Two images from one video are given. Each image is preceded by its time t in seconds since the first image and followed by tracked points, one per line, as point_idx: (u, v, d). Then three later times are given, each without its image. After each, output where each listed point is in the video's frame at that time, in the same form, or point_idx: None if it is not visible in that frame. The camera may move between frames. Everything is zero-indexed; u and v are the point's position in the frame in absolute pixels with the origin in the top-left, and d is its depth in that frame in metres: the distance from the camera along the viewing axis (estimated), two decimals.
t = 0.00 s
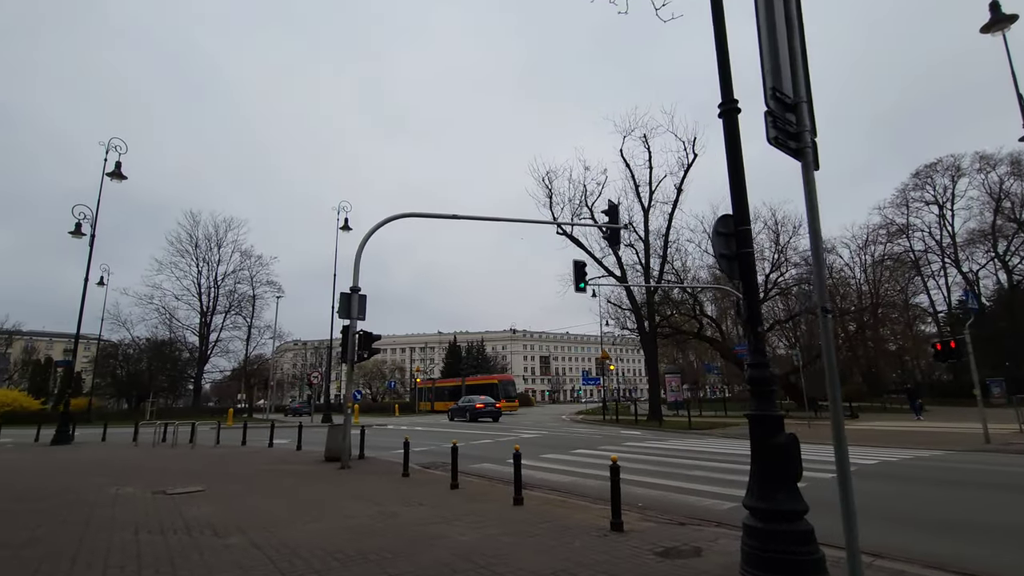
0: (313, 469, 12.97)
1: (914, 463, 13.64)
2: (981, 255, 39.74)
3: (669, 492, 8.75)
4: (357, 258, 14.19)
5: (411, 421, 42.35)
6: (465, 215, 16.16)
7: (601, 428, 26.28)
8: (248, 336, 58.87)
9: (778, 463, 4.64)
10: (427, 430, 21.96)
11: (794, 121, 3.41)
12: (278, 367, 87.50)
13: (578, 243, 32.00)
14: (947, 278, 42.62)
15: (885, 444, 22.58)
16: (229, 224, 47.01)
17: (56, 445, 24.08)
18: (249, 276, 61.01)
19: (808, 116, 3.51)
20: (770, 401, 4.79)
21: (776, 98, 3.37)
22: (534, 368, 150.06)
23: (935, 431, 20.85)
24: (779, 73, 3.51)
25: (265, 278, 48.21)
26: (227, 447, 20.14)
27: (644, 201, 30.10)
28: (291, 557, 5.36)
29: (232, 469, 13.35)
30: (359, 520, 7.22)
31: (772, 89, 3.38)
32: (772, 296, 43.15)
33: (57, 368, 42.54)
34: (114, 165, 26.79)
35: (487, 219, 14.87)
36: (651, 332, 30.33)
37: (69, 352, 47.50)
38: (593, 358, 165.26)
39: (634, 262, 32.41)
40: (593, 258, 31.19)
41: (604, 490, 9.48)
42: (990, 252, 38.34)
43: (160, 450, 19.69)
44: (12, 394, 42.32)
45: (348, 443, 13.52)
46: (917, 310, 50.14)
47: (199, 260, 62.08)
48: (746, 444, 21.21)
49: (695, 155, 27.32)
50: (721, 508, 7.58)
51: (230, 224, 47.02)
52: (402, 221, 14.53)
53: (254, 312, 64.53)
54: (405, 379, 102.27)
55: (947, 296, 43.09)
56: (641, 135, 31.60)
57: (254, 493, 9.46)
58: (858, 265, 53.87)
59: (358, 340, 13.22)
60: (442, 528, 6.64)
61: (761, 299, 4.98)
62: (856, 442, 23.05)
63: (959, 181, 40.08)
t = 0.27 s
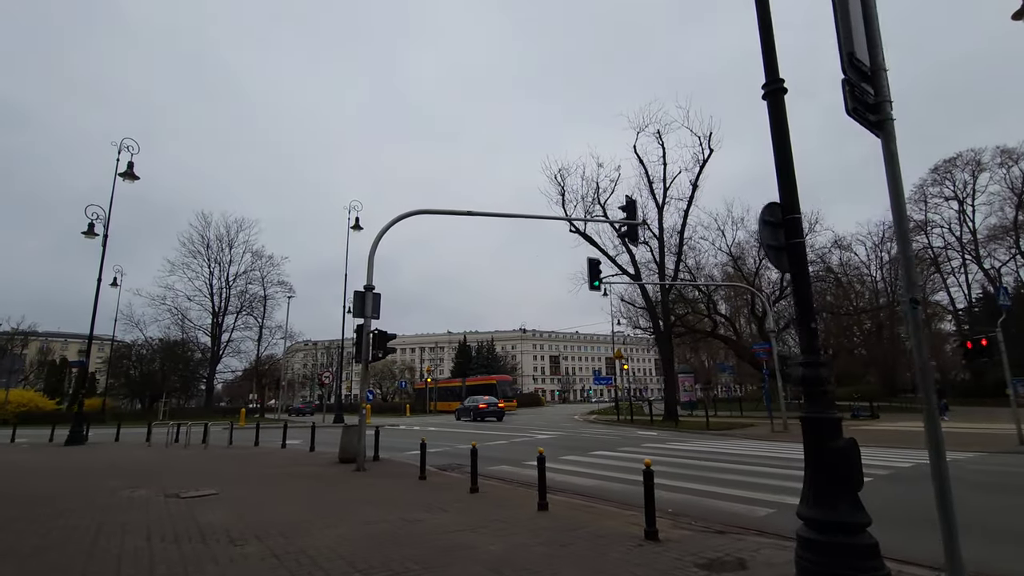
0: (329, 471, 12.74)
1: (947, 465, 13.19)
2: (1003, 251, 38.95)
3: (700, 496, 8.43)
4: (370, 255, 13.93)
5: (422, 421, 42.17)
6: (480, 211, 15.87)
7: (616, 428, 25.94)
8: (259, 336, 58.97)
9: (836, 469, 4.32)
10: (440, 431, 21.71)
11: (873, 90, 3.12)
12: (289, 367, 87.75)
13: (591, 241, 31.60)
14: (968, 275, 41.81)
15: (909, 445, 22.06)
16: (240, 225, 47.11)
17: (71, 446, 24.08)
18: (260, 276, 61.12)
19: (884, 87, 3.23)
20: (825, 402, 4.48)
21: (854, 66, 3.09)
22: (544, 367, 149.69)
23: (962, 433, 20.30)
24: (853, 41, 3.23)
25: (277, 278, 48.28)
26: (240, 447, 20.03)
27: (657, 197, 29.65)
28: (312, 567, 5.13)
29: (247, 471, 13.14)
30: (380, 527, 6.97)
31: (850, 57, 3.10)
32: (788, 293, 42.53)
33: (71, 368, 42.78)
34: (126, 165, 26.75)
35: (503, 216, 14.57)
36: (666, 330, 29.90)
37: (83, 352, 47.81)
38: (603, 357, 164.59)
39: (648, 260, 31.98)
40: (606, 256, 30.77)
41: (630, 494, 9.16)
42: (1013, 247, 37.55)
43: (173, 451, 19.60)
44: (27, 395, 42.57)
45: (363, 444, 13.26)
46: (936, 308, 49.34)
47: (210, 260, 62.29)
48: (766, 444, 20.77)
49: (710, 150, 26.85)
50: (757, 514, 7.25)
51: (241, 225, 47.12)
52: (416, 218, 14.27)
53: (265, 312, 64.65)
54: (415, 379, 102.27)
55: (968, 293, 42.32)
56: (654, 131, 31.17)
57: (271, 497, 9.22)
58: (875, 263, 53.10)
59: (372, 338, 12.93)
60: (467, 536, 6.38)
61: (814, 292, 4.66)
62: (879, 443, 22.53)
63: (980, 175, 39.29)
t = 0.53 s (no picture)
0: (339, 469, 12.43)
1: (974, 463, 12.81)
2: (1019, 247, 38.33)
3: (728, 496, 8.09)
4: (380, 249, 13.60)
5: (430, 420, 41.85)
6: (491, 204, 15.53)
7: (628, 428, 25.56)
8: (265, 335, 58.89)
9: (898, 468, 3.98)
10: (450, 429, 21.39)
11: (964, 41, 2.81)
12: (296, 367, 87.70)
13: (601, 237, 31.20)
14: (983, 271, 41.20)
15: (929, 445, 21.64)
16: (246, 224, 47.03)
17: (77, 444, 23.88)
18: (266, 275, 61.06)
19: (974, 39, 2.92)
20: (884, 395, 4.14)
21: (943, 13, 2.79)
22: (549, 367, 149.25)
23: (985, 432, 19.81)
24: None
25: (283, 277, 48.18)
26: (248, 446, 19.78)
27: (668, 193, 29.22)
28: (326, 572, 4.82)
29: (256, 469, 12.85)
30: (395, 528, 6.65)
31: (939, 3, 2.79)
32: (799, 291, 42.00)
33: (79, 367, 42.83)
34: (132, 162, 26.56)
35: (515, 209, 14.24)
36: (678, 328, 29.52)
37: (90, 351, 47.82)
38: (608, 356, 163.96)
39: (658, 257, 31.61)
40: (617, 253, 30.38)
41: (653, 495, 8.83)
42: None
43: (180, 449, 19.37)
44: (36, 394, 42.63)
45: (373, 443, 12.92)
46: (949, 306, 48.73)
47: (217, 259, 62.27)
48: (783, 443, 20.36)
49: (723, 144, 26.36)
50: (791, 517, 6.95)
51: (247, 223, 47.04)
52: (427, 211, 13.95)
53: (271, 311, 64.57)
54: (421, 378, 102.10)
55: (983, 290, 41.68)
56: (665, 126, 30.77)
57: (280, 497, 8.91)
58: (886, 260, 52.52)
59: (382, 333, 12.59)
60: (488, 539, 6.05)
61: (871, 277, 4.34)
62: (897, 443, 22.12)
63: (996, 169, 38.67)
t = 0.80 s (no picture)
0: (349, 473, 12.05)
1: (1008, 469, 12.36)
2: None
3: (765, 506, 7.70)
4: (390, 247, 13.23)
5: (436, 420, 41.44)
6: (503, 200, 15.14)
7: (640, 429, 25.12)
8: (270, 335, 58.64)
9: (988, 484, 3.56)
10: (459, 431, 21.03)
11: None
12: (301, 366, 87.47)
13: (610, 236, 30.76)
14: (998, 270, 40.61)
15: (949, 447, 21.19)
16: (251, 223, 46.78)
17: (81, 445, 23.58)
18: (271, 274, 60.82)
19: None
20: (969, 401, 3.70)
21: None
22: (554, 366, 148.85)
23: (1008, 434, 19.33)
24: None
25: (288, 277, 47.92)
26: (254, 447, 19.43)
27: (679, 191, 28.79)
28: None
29: (264, 473, 12.48)
30: (415, 540, 6.26)
31: None
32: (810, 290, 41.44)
33: (85, 367, 42.69)
34: (137, 159, 26.28)
35: (529, 206, 13.85)
36: (690, 328, 29.11)
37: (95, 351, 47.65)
38: (613, 355, 163.46)
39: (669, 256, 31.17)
40: (627, 252, 29.96)
41: (682, 503, 8.49)
42: None
43: (186, 451, 19.04)
44: (41, 394, 42.51)
45: (384, 446, 12.53)
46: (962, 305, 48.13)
47: (222, 259, 62.08)
48: (800, 445, 19.94)
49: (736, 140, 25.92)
50: (837, 528, 6.62)
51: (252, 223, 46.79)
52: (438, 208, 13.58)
53: (276, 310, 64.31)
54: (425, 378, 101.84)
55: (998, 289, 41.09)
56: (675, 122, 30.33)
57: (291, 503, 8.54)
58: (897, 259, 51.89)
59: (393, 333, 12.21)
60: (515, 553, 5.66)
61: (951, 269, 3.92)
62: (916, 445, 21.67)
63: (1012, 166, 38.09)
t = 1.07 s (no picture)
0: (358, 476, 11.75)
1: None
2: None
3: (801, 515, 7.33)
4: (399, 243, 12.91)
5: (442, 421, 41.07)
6: (514, 196, 14.81)
7: (650, 430, 24.79)
8: (274, 336, 58.43)
9: None
10: (468, 432, 20.70)
11: None
12: (304, 367, 87.06)
13: (618, 234, 30.40)
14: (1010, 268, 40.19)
15: (966, 447, 20.81)
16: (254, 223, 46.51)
17: (84, 447, 23.30)
18: (275, 275, 60.59)
19: None
20: None
21: None
22: (557, 367, 148.45)
23: None
24: None
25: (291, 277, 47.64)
26: (260, 449, 19.13)
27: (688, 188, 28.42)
28: None
29: (272, 475, 12.18)
30: (435, 548, 5.95)
31: None
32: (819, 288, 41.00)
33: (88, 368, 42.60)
34: (141, 158, 26.04)
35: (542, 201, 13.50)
36: (699, 327, 28.76)
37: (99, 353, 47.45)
38: (616, 356, 163.00)
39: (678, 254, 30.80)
40: (635, 250, 29.59)
41: (710, 509, 8.18)
42: None
43: (190, 453, 18.75)
44: (45, 395, 42.36)
45: (394, 448, 12.17)
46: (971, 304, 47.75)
47: (225, 259, 61.86)
48: (815, 446, 19.56)
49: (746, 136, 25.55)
50: (881, 536, 6.31)
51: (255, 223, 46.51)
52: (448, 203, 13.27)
53: (280, 311, 64.05)
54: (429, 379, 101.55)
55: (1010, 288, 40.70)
56: (684, 119, 29.96)
57: (300, 508, 8.23)
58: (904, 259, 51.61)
59: (403, 331, 11.89)
60: (544, 562, 5.35)
61: None
62: (932, 446, 21.29)
63: None
